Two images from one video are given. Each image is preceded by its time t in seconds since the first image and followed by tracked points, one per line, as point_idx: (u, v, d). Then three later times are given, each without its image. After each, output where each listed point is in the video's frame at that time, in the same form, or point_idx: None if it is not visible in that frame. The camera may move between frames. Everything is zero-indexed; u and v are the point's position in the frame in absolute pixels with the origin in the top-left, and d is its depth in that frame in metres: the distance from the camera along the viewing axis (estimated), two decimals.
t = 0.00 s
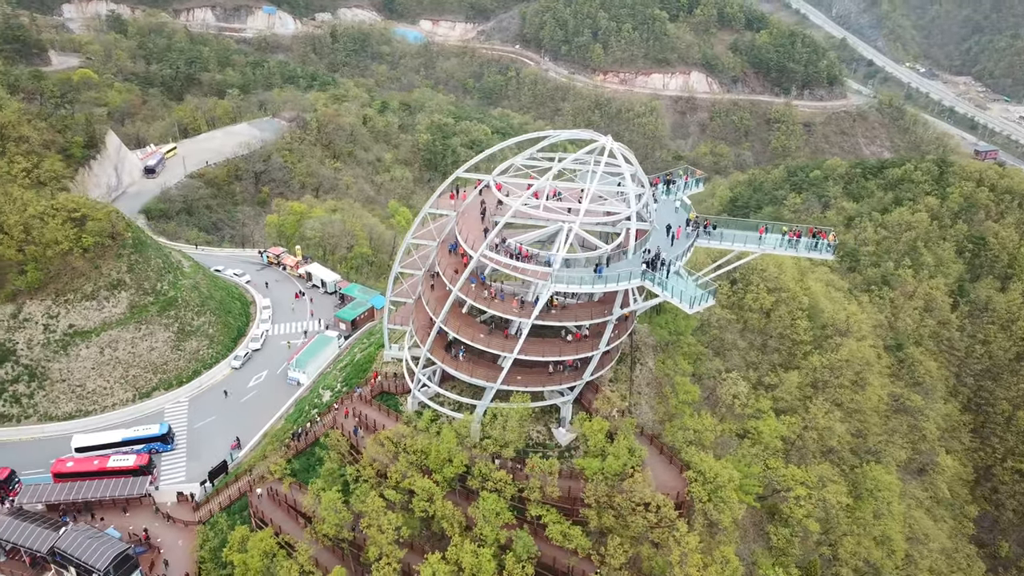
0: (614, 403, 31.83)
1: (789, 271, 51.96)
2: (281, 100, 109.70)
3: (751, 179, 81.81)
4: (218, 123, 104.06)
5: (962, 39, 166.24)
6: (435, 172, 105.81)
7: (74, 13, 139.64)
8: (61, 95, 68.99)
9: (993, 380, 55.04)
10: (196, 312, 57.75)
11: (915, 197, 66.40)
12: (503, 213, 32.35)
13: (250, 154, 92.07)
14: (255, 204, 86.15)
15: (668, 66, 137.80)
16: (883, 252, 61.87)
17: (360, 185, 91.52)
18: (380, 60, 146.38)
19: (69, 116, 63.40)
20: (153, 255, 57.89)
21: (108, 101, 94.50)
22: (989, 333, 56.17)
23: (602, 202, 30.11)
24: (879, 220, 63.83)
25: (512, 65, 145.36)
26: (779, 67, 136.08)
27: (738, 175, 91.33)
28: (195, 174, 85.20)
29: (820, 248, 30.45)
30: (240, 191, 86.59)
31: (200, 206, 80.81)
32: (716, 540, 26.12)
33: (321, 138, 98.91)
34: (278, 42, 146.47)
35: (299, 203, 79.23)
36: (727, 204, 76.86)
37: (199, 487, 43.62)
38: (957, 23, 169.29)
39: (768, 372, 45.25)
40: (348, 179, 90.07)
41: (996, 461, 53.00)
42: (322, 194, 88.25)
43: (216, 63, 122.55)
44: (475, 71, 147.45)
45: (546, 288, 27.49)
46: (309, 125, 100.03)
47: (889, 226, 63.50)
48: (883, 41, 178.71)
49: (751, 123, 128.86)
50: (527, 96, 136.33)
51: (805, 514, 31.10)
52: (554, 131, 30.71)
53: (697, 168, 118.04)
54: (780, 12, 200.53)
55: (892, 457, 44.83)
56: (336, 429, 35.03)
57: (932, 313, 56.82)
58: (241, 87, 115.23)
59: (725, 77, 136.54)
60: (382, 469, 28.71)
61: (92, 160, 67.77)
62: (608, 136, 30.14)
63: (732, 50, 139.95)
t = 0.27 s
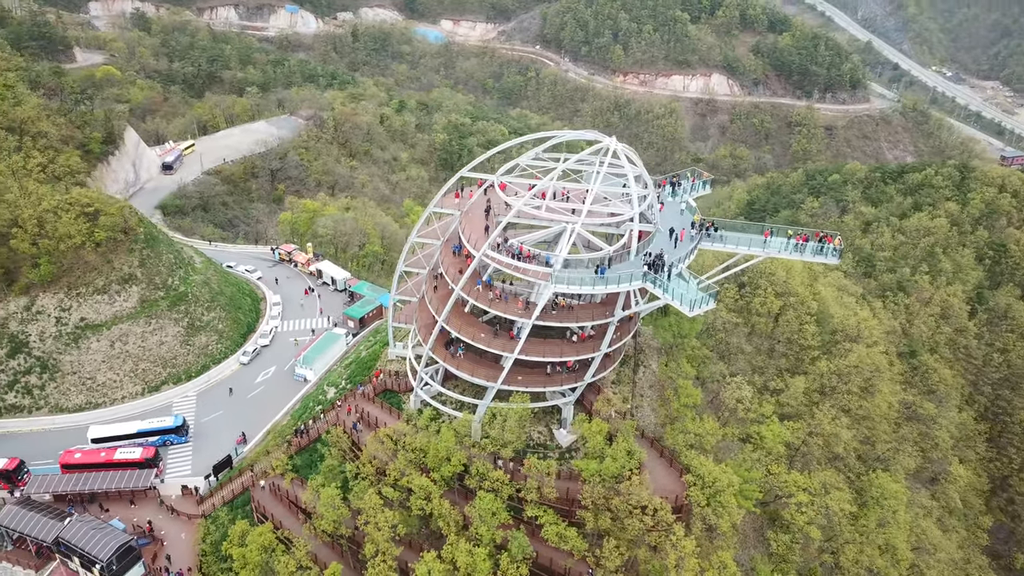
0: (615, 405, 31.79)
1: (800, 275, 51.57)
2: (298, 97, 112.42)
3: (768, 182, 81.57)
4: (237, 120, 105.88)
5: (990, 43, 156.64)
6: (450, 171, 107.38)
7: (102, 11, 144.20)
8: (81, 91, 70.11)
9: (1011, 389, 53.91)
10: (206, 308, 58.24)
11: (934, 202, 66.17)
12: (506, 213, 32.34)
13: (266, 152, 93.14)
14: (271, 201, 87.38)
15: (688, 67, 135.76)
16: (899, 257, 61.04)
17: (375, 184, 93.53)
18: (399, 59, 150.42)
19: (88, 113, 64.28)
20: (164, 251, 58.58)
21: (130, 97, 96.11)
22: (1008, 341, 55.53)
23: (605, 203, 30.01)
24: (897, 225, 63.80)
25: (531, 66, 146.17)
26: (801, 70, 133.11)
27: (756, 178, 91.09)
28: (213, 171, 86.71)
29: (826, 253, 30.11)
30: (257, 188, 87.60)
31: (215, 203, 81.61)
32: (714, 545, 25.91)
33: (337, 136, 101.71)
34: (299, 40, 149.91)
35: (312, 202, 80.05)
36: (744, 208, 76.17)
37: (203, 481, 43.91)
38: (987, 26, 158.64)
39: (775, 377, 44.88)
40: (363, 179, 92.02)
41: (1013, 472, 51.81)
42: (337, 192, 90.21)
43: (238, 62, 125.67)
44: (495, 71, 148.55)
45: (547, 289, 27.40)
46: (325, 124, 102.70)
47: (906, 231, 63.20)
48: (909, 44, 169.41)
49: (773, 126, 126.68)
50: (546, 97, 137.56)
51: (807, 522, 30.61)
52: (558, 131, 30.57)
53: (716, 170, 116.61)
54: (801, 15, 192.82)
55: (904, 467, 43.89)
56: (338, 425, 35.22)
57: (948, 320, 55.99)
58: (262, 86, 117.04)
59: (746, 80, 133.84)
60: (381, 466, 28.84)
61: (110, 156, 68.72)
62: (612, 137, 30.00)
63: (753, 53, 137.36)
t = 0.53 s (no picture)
0: (615, 407, 31.69)
1: (809, 280, 51.17)
2: (315, 98, 112.42)
3: (786, 186, 80.92)
4: (256, 119, 107.45)
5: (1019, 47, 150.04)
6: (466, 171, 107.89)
7: (127, 9, 146.04)
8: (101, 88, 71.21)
9: None
10: (216, 304, 58.72)
11: (954, 208, 65.27)
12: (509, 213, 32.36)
13: (282, 150, 94.01)
14: (286, 198, 88.51)
15: (709, 70, 135.01)
16: (915, 262, 59.80)
17: (390, 182, 94.47)
18: (420, 59, 150.58)
19: (106, 109, 65.28)
20: (175, 246, 59.21)
21: (150, 95, 97.76)
22: None
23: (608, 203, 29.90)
24: (914, 231, 62.29)
25: (551, 66, 145.96)
26: (823, 73, 127.69)
27: (774, 181, 90.49)
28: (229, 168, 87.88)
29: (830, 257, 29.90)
30: (273, 186, 88.39)
31: (231, 200, 81.93)
32: (710, 549, 25.73)
33: (354, 134, 102.14)
34: (320, 39, 153.02)
35: (325, 200, 80.84)
36: (761, 212, 74.67)
37: (208, 475, 44.20)
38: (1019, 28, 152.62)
39: (781, 382, 44.40)
40: (378, 177, 92.76)
41: None
42: (354, 191, 90.74)
43: (259, 61, 127.81)
44: (515, 72, 148.73)
45: (547, 290, 27.36)
46: (343, 123, 102.78)
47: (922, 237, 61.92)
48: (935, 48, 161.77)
49: (793, 129, 124.07)
50: (565, 98, 137.73)
51: (809, 529, 30.18)
52: (561, 131, 30.49)
53: (734, 174, 114.59)
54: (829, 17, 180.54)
55: (912, 475, 43.09)
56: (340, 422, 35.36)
57: (964, 327, 54.88)
58: (283, 84, 120.17)
59: (767, 82, 131.07)
60: (380, 463, 28.96)
61: (128, 152, 69.68)
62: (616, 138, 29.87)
63: (775, 56, 133.74)
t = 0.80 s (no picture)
0: (615, 409, 31.56)
1: (818, 285, 50.61)
2: (332, 96, 115.10)
3: (805, 190, 80.45)
4: (274, 117, 109.16)
5: None
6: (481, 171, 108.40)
7: (150, 6, 148.11)
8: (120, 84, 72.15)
9: None
10: (226, 299, 59.28)
11: (975, 214, 64.47)
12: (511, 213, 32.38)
13: (299, 148, 95.04)
14: (301, 196, 89.67)
15: (730, 71, 133.11)
16: (931, 269, 58.97)
17: (405, 181, 95.25)
18: (440, 59, 153.23)
19: (125, 106, 66.30)
20: (187, 242, 59.92)
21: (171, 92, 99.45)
22: None
23: (611, 204, 29.86)
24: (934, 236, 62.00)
25: (571, 66, 145.74)
26: (847, 76, 124.82)
27: (793, 185, 89.93)
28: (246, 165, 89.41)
29: (834, 261, 29.62)
30: (288, 184, 89.34)
31: (246, 197, 82.79)
32: (708, 553, 25.51)
33: (371, 133, 102.92)
34: (342, 39, 155.37)
35: (339, 198, 81.69)
36: (778, 214, 76.23)
37: (212, 469, 44.49)
38: None
39: (787, 387, 43.92)
40: (393, 176, 93.61)
41: None
42: (368, 190, 91.69)
43: (280, 60, 130.37)
44: (535, 73, 148.36)
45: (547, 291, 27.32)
46: (360, 122, 103.59)
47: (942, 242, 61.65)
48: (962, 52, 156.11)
49: (815, 132, 119.90)
50: (584, 99, 137.29)
51: (810, 537, 29.83)
52: (565, 131, 30.40)
53: (754, 177, 112.00)
54: (854, 19, 175.41)
55: (920, 484, 42.28)
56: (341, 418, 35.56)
57: (981, 335, 53.60)
58: (304, 83, 123.99)
59: (789, 85, 128.72)
60: (378, 460, 29.09)
61: (146, 149, 70.66)
62: (619, 138, 29.75)
63: (797, 58, 132.01)
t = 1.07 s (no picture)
0: (614, 410, 31.40)
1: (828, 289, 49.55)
2: (350, 95, 114.97)
3: (823, 194, 80.41)
4: (292, 114, 110.39)
5: None
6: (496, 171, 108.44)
7: (175, 5, 151.03)
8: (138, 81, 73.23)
9: None
10: (235, 295, 59.60)
11: (995, 220, 62.48)
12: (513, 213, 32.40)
13: (314, 146, 96.07)
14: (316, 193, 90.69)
15: (751, 74, 130.07)
16: (949, 275, 56.74)
17: (419, 181, 95.80)
18: (460, 58, 154.32)
19: (144, 102, 66.95)
20: (197, 238, 60.37)
21: (192, 90, 101.81)
22: None
23: (613, 205, 29.82)
24: (951, 242, 60.04)
25: (591, 68, 144.07)
26: (870, 80, 121.98)
27: (812, 189, 88.97)
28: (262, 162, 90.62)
29: (838, 266, 29.10)
30: (303, 181, 90.40)
31: (261, 194, 84.30)
32: (704, 558, 25.31)
33: (386, 133, 103.56)
34: (362, 39, 157.02)
35: (351, 196, 82.65)
36: (796, 218, 76.29)
37: (216, 463, 44.74)
38: None
39: (793, 392, 43.42)
40: (408, 176, 94.34)
41: None
42: (383, 188, 92.48)
43: (301, 58, 132.41)
44: (554, 73, 147.14)
45: (546, 291, 27.26)
46: (376, 121, 104.61)
47: (959, 249, 59.65)
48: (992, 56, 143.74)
49: (836, 136, 117.98)
50: (604, 100, 135.74)
51: (810, 544, 29.49)
52: (569, 131, 30.34)
53: (774, 180, 109.43)
54: (879, 23, 164.36)
55: (927, 493, 41.49)
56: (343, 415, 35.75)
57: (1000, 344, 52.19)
58: (323, 81, 126.02)
59: (811, 88, 126.29)
60: (376, 458, 29.23)
61: (162, 145, 71.59)
62: (623, 139, 29.65)
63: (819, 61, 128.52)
